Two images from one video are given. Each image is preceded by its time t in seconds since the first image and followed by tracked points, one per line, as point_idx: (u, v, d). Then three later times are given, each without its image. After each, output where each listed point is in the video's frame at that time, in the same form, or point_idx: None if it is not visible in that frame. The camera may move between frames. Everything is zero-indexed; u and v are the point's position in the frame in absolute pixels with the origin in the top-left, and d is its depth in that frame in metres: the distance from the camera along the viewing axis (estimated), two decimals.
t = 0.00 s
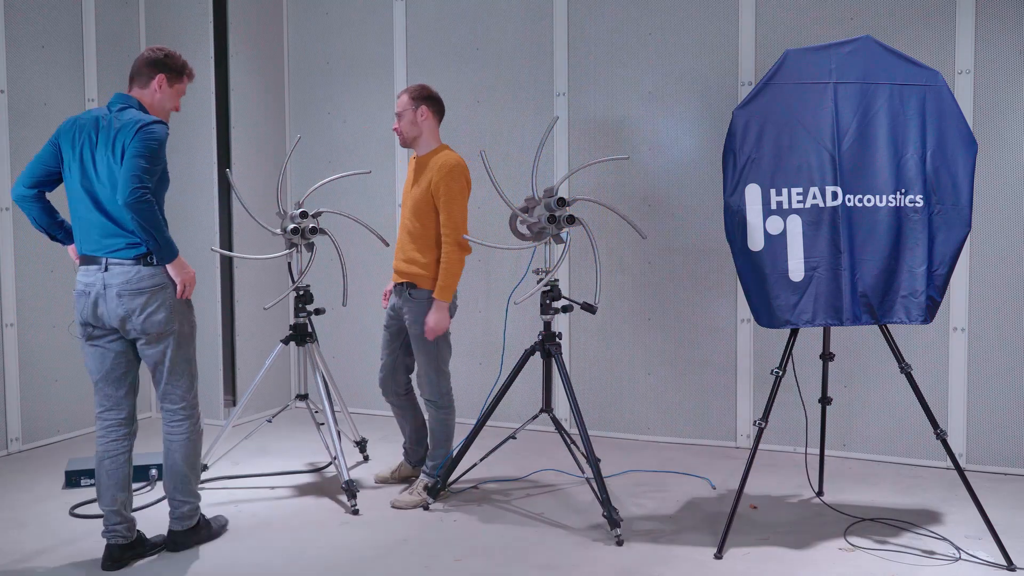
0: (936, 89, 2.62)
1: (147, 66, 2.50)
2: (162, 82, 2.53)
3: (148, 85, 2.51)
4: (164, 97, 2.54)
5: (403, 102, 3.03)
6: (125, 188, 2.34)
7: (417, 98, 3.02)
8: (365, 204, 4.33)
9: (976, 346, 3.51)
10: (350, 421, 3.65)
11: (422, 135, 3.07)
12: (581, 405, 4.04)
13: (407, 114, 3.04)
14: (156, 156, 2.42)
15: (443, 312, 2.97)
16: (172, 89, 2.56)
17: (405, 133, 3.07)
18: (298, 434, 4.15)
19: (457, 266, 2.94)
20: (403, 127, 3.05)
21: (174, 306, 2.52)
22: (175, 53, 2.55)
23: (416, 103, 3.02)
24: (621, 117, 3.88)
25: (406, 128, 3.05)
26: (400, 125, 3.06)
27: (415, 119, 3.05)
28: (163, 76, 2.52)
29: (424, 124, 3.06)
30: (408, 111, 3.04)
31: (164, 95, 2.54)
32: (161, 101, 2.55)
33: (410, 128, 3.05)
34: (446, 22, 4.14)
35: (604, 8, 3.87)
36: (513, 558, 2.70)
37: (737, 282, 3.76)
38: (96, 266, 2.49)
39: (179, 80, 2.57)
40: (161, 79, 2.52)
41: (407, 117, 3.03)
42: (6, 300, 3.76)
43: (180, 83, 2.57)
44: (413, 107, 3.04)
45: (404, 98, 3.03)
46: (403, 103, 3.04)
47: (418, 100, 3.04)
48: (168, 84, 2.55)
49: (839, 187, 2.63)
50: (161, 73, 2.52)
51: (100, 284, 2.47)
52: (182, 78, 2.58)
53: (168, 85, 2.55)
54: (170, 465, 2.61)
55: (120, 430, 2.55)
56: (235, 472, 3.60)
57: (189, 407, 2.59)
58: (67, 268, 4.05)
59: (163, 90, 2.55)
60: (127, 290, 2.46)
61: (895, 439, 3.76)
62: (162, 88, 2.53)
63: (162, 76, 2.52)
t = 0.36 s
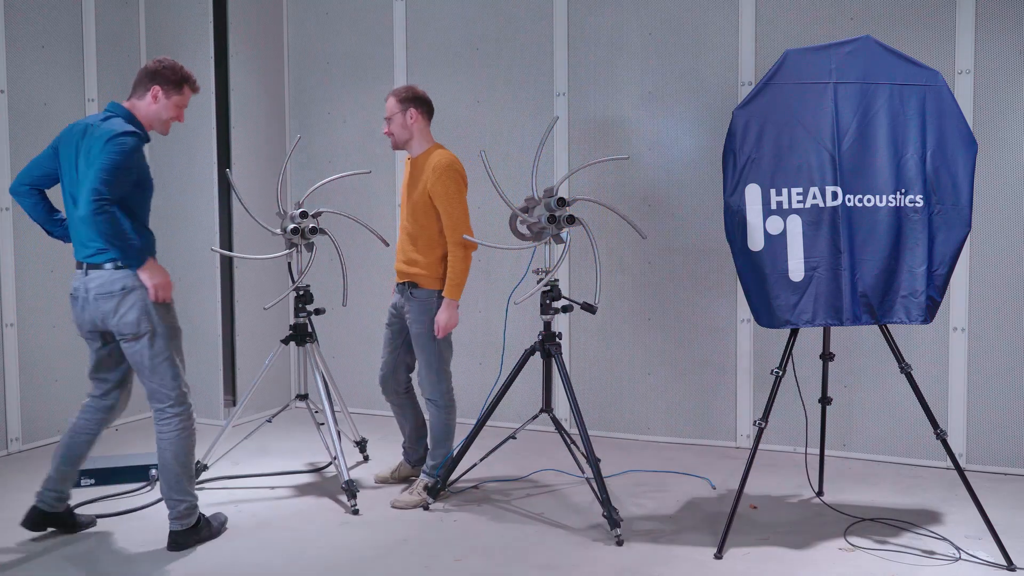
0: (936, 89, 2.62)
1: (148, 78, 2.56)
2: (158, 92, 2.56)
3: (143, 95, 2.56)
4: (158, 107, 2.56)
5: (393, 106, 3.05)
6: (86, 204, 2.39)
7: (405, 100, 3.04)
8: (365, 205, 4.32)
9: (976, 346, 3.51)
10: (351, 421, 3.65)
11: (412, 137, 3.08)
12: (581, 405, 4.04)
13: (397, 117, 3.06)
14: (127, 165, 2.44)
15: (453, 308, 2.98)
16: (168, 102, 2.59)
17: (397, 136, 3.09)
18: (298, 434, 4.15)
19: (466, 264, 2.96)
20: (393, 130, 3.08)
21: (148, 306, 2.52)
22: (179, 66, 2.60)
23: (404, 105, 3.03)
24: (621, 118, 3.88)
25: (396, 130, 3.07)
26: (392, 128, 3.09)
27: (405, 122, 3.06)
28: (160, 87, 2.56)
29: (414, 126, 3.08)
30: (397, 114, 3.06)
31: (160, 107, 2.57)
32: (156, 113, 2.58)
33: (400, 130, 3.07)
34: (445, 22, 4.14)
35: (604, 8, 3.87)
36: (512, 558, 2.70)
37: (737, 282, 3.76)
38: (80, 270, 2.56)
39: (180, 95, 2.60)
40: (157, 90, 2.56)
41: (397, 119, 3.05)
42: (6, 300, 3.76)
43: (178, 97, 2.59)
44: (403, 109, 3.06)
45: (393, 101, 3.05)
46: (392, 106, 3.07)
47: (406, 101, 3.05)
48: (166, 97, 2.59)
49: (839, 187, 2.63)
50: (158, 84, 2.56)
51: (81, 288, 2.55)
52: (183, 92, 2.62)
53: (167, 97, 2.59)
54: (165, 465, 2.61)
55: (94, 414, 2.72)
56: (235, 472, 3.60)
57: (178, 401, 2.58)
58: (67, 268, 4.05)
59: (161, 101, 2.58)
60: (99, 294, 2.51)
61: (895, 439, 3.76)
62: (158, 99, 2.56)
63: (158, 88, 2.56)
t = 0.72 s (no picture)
0: (936, 89, 2.62)
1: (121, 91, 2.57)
2: (130, 108, 2.58)
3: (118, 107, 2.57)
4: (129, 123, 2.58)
5: (394, 105, 3.05)
6: None
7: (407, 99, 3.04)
8: (365, 205, 4.32)
9: (976, 346, 3.51)
10: (351, 421, 3.65)
11: (412, 137, 3.07)
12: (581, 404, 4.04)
13: (399, 115, 3.05)
14: (52, 152, 2.45)
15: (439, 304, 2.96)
16: (134, 119, 2.60)
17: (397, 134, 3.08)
18: (298, 433, 4.15)
19: (462, 261, 2.95)
20: (393, 128, 3.06)
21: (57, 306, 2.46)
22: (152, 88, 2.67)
23: (406, 104, 3.03)
24: (621, 118, 3.88)
25: (397, 129, 3.05)
26: (392, 126, 3.07)
27: (407, 121, 3.06)
28: (130, 103, 2.57)
29: (417, 128, 3.09)
30: (398, 113, 3.05)
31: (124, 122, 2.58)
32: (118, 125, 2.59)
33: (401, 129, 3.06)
34: (446, 22, 4.14)
35: (604, 8, 3.87)
36: (512, 558, 2.70)
37: (737, 282, 3.76)
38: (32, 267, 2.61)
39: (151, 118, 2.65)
40: (127, 105, 2.57)
41: (397, 119, 3.03)
42: (6, 300, 3.76)
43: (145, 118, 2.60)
44: (404, 109, 3.05)
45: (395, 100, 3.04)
46: (393, 105, 3.06)
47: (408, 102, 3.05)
48: (138, 116, 2.61)
49: (839, 187, 2.63)
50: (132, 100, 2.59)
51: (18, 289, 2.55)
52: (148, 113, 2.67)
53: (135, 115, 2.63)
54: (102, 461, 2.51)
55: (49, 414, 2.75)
56: (235, 472, 3.60)
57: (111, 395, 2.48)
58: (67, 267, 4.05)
59: (130, 118, 2.59)
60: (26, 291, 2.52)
61: (895, 439, 3.76)
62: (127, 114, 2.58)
63: (130, 104, 2.58)
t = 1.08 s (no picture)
0: (936, 89, 2.62)
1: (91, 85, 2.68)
2: (100, 102, 2.69)
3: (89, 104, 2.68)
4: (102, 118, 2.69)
5: (395, 111, 3.05)
6: None
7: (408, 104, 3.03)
8: (366, 205, 4.31)
9: (976, 347, 3.51)
10: (351, 421, 3.66)
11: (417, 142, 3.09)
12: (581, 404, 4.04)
13: (402, 122, 3.06)
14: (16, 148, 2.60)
15: (456, 308, 2.99)
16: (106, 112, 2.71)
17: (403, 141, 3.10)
18: (298, 433, 4.15)
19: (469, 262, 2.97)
20: (399, 136, 3.09)
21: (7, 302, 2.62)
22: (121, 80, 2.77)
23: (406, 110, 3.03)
24: (621, 117, 3.88)
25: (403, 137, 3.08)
26: (398, 135, 3.10)
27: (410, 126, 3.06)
28: (100, 97, 2.68)
29: (419, 131, 3.08)
30: (402, 118, 3.05)
31: (96, 116, 2.69)
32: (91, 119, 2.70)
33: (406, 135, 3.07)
34: (445, 22, 4.14)
35: (603, 8, 3.87)
36: (512, 558, 2.70)
37: (737, 282, 3.76)
38: None
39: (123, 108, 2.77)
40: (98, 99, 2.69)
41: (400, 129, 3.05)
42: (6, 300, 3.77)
43: (116, 109, 2.72)
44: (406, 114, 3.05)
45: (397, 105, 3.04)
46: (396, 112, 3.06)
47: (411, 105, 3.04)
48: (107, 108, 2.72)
49: (839, 188, 2.63)
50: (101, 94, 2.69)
51: None
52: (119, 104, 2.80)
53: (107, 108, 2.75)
54: None
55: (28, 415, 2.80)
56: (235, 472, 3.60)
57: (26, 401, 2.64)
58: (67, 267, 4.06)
59: (101, 111, 2.70)
60: None
61: (895, 439, 3.76)
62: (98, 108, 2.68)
63: (100, 97, 2.68)
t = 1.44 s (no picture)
0: (936, 89, 2.62)
1: (51, 86, 2.72)
2: (66, 103, 2.74)
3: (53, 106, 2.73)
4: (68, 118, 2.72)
5: (404, 114, 3.07)
6: None
7: (417, 109, 3.05)
8: (365, 204, 4.30)
9: (976, 347, 3.51)
10: (351, 421, 3.66)
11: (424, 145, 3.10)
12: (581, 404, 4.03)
13: (409, 125, 3.07)
14: None
15: (456, 300, 3.03)
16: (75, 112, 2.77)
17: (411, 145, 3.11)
18: (297, 433, 4.14)
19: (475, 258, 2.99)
20: (407, 139, 3.09)
21: None
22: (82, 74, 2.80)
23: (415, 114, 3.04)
24: (621, 117, 3.88)
25: (411, 140, 3.09)
26: (405, 138, 3.12)
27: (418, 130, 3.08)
28: (67, 99, 2.74)
29: (428, 134, 3.10)
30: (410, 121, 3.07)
31: (66, 119, 2.76)
32: (60, 122, 2.76)
33: (414, 139, 3.09)
34: (445, 22, 4.14)
35: (603, 8, 3.87)
36: (512, 558, 2.70)
37: (737, 282, 3.76)
38: None
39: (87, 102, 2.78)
40: (64, 102, 2.74)
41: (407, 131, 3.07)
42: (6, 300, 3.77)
43: (84, 105, 2.77)
44: (415, 117, 3.06)
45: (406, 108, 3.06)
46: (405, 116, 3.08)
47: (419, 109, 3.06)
48: (74, 107, 2.77)
49: (839, 187, 2.63)
50: (66, 96, 2.74)
51: None
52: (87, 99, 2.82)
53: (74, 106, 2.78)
54: None
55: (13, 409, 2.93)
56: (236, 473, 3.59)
57: None
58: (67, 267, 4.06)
59: (69, 113, 2.76)
60: None
61: (895, 439, 3.76)
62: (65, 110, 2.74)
63: (66, 99, 2.74)
